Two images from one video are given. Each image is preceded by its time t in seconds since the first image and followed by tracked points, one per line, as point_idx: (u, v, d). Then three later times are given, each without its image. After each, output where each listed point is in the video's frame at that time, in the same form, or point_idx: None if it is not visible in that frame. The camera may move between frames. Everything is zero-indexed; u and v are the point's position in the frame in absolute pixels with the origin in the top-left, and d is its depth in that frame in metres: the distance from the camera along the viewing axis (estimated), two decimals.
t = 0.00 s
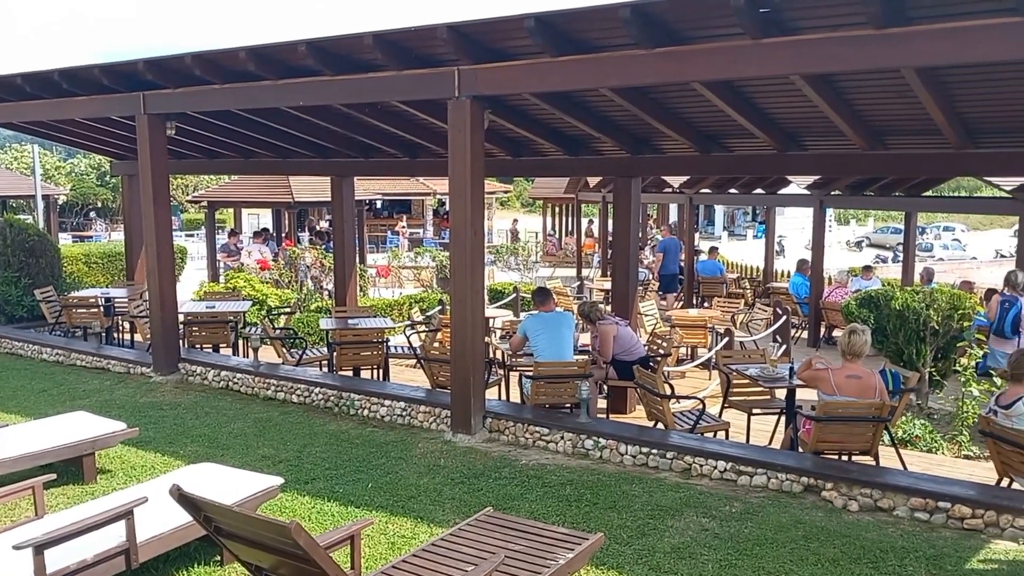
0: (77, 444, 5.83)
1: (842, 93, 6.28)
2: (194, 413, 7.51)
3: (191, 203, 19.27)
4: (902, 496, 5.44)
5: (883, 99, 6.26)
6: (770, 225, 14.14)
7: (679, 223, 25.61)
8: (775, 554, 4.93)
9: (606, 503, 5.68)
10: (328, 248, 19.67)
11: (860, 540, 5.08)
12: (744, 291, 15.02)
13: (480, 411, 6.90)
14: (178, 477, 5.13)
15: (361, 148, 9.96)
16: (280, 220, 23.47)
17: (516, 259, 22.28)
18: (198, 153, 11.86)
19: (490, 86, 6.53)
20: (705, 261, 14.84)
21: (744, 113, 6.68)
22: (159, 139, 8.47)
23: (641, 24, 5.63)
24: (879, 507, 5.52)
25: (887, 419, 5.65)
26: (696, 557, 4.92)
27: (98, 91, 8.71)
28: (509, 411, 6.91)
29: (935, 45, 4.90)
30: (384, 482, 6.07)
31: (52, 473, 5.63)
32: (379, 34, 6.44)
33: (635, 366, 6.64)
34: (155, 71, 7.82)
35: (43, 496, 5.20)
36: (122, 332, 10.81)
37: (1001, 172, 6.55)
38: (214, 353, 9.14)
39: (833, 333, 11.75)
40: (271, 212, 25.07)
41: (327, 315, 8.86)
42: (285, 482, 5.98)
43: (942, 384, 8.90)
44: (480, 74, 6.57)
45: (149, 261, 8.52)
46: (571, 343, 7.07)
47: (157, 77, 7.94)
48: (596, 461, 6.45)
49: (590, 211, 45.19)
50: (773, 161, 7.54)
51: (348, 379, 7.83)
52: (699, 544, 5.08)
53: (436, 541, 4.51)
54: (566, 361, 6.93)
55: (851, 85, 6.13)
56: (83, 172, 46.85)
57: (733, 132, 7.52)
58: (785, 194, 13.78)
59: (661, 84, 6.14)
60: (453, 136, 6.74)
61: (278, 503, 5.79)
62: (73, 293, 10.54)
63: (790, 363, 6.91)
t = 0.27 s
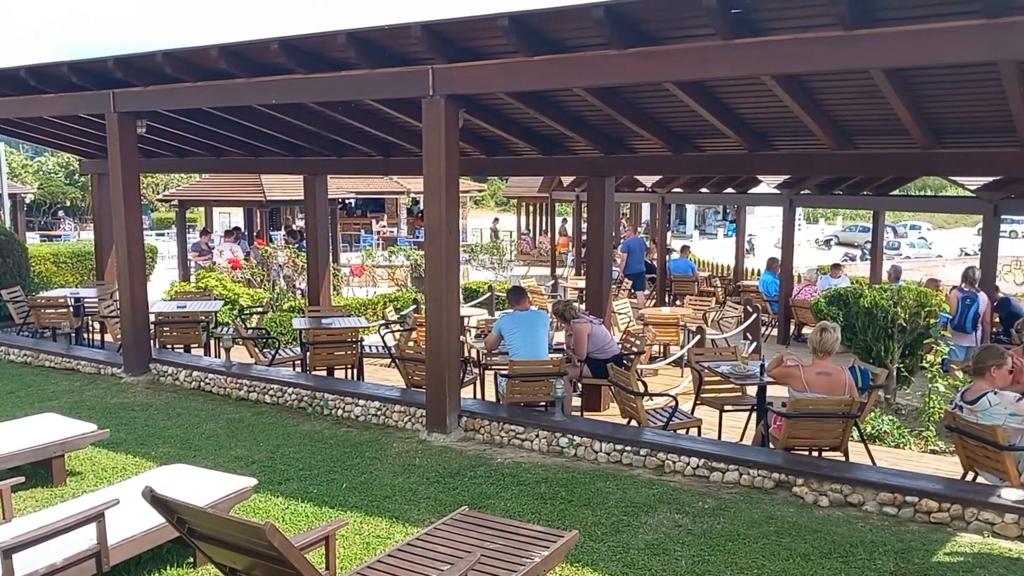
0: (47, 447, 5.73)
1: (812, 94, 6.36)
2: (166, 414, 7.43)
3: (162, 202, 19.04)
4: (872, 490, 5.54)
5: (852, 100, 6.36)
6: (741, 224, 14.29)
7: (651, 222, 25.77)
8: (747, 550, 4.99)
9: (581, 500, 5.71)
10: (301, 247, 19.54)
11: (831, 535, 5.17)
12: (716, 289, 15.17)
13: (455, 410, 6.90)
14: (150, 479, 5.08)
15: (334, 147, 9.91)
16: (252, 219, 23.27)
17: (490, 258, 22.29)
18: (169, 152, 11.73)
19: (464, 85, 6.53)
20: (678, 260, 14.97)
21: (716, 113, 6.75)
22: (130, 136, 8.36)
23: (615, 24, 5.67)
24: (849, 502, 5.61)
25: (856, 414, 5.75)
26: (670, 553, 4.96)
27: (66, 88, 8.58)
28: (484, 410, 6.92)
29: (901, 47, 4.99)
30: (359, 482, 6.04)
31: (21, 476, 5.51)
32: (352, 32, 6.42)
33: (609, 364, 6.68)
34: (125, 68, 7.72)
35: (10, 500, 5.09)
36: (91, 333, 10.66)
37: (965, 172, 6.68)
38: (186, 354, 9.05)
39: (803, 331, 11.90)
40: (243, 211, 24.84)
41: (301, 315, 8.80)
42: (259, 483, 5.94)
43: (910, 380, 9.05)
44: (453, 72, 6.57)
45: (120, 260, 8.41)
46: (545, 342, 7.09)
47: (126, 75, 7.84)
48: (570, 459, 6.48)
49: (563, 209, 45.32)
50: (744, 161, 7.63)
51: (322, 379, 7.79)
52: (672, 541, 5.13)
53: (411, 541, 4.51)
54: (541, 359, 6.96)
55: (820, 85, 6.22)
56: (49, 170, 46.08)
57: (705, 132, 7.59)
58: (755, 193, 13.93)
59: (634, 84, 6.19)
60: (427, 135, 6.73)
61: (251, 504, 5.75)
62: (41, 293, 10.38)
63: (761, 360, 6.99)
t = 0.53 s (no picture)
0: (15, 449, 5.60)
1: (781, 95, 6.45)
2: (136, 415, 7.34)
3: (130, 201, 18.79)
4: (841, 486, 5.65)
5: (820, 101, 6.46)
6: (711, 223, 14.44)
7: (623, 220, 25.92)
8: (719, 546, 5.06)
9: (555, 499, 5.74)
10: (273, 246, 19.39)
11: (801, 530, 5.25)
12: (687, 287, 15.30)
13: (428, 410, 6.90)
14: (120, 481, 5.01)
15: (305, 145, 9.84)
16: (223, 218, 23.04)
17: (463, 256, 22.28)
18: (137, 150, 11.57)
19: (437, 84, 6.53)
20: (649, 258, 15.07)
21: (687, 114, 6.81)
22: (98, 135, 8.24)
23: (587, 24, 5.70)
24: (819, 498, 5.71)
25: (825, 411, 5.84)
26: (643, 550, 5.01)
27: (32, 85, 8.43)
28: (458, 409, 6.93)
29: (868, 49, 5.09)
30: (332, 483, 6.02)
31: None
32: (324, 31, 6.39)
33: (582, 363, 6.72)
34: (93, 66, 7.61)
35: None
36: (59, 334, 10.49)
37: (930, 172, 6.81)
38: (156, 354, 8.95)
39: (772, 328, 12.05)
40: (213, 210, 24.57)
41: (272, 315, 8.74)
42: (231, 485, 5.89)
43: (877, 377, 9.21)
44: (426, 72, 6.56)
45: (88, 260, 8.29)
46: (519, 341, 7.11)
47: (94, 73, 7.73)
48: (544, 457, 6.50)
49: (535, 208, 45.41)
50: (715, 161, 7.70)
51: (294, 379, 7.74)
52: (645, 537, 5.18)
53: (386, 541, 4.50)
54: (514, 358, 6.98)
55: (790, 86, 6.30)
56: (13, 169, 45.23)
57: (676, 133, 7.65)
58: (725, 193, 14.07)
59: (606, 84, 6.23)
60: (400, 134, 6.71)
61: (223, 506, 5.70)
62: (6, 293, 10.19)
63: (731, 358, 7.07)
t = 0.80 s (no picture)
0: None
1: (750, 96, 6.53)
2: (105, 417, 7.24)
3: (97, 200, 18.50)
4: (811, 483, 5.74)
5: (788, 102, 6.54)
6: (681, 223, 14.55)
7: (595, 219, 26.03)
8: (691, 543, 5.11)
9: (528, 497, 5.76)
10: (243, 246, 19.20)
11: (772, 526, 5.32)
12: (658, 286, 15.40)
13: (402, 410, 6.88)
14: (91, 483, 4.93)
15: (276, 144, 9.76)
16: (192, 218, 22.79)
17: (436, 256, 22.24)
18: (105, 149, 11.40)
19: (409, 84, 6.51)
20: (621, 257, 15.16)
21: (659, 114, 6.86)
22: (65, 133, 8.11)
23: (559, 24, 5.72)
24: (789, 494, 5.80)
25: (795, 408, 5.92)
26: (617, 548, 5.05)
27: None
28: (431, 409, 6.92)
29: (835, 50, 5.18)
30: (305, 484, 5.98)
31: None
32: (296, 29, 6.34)
33: (555, 361, 6.74)
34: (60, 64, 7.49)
35: None
36: (25, 335, 10.31)
37: (897, 171, 6.92)
38: (125, 356, 8.83)
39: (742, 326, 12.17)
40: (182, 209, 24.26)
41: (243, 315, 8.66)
42: (202, 487, 5.83)
43: (846, 374, 9.34)
44: (398, 71, 6.54)
45: (55, 260, 8.15)
46: (492, 340, 7.12)
47: (62, 71, 7.61)
48: (518, 456, 6.52)
49: (508, 208, 45.46)
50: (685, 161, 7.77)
51: (265, 380, 7.68)
52: (618, 535, 5.22)
53: (360, 542, 4.49)
54: (488, 357, 6.98)
55: (759, 86, 6.38)
56: None
57: (647, 133, 7.71)
58: (696, 193, 14.19)
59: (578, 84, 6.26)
60: (372, 133, 6.69)
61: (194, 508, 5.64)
62: None
63: (702, 356, 7.12)
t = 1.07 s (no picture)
0: None
1: (720, 98, 6.62)
2: (74, 419, 7.14)
3: (63, 200, 18.18)
4: (780, 478, 5.84)
5: (757, 104, 6.64)
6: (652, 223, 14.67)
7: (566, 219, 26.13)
8: (664, 539, 5.18)
9: (502, 495, 5.78)
10: (213, 246, 19.01)
11: (743, 522, 5.40)
12: (630, 285, 15.51)
13: (375, 410, 6.86)
14: (59, 486, 4.82)
15: (246, 143, 9.68)
16: (160, 217, 22.48)
17: (408, 256, 22.18)
18: (70, 148, 11.22)
19: (381, 83, 6.51)
20: (593, 257, 15.24)
21: (630, 115, 6.92)
22: (30, 131, 7.97)
23: (531, 26, 5.76)
24: (759, 490, 5.89)
25: (765, 405, 6.01)
26: (590, 545, 5.09)
27: None
28: (404, 408, 6.92)
29: (801, 53, 5.30)
30: (278, 485, 5.95)
31: None
32: (267, 28, 6.31)
33: (529, 360, 6.77)
34: (25, 61, 7.37)
35: None
36: None
37: (862, 172, 7.06)
38: (93, 357, 8.71)
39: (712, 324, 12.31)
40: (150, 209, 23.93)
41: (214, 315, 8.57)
42: (173, 488, 5.78)
43: (813, 371, 9.50)
44: (370, 70, 6.54)
45: (21, 260, 8.02)
46: (466, 339, 7.13)
47: (27, 68, 7.49)
48: (492, 454, 6.54)
49: (479, 207, 45.45)
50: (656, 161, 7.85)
51: (237, 381, 7.62)
52: (592, 532, 5.26)
53: (333, 542, 4.48)
54: (461, 357, 6.99)
55: (728, 88, 6.47)
56: None
57: (618, 133, 7.77)
58: (667, 193, 14.31)
59: (550, 85, 6.31)
60: (344, 133, 6.67)
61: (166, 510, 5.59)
62: None
63: (674, 354, 7.19)
